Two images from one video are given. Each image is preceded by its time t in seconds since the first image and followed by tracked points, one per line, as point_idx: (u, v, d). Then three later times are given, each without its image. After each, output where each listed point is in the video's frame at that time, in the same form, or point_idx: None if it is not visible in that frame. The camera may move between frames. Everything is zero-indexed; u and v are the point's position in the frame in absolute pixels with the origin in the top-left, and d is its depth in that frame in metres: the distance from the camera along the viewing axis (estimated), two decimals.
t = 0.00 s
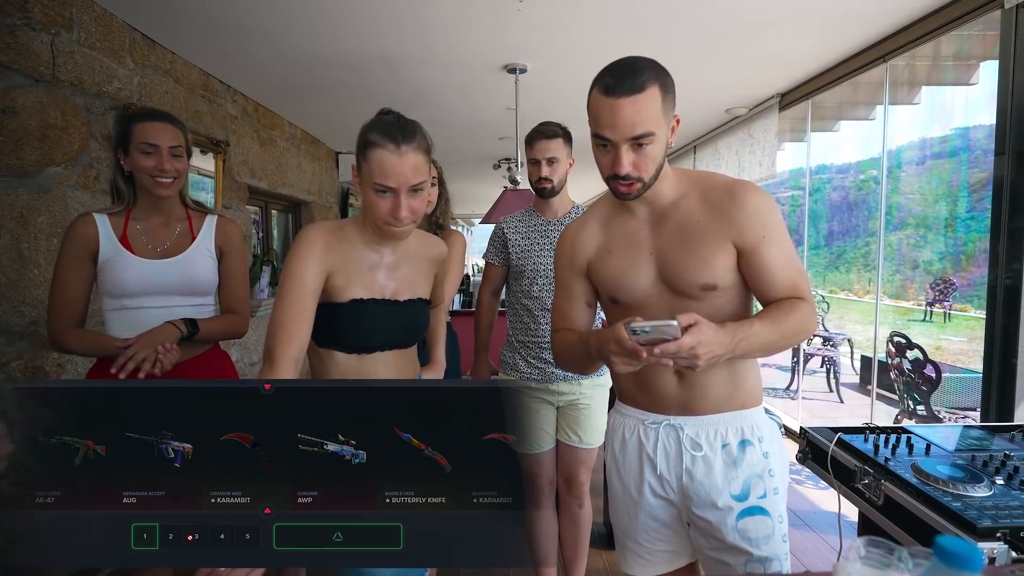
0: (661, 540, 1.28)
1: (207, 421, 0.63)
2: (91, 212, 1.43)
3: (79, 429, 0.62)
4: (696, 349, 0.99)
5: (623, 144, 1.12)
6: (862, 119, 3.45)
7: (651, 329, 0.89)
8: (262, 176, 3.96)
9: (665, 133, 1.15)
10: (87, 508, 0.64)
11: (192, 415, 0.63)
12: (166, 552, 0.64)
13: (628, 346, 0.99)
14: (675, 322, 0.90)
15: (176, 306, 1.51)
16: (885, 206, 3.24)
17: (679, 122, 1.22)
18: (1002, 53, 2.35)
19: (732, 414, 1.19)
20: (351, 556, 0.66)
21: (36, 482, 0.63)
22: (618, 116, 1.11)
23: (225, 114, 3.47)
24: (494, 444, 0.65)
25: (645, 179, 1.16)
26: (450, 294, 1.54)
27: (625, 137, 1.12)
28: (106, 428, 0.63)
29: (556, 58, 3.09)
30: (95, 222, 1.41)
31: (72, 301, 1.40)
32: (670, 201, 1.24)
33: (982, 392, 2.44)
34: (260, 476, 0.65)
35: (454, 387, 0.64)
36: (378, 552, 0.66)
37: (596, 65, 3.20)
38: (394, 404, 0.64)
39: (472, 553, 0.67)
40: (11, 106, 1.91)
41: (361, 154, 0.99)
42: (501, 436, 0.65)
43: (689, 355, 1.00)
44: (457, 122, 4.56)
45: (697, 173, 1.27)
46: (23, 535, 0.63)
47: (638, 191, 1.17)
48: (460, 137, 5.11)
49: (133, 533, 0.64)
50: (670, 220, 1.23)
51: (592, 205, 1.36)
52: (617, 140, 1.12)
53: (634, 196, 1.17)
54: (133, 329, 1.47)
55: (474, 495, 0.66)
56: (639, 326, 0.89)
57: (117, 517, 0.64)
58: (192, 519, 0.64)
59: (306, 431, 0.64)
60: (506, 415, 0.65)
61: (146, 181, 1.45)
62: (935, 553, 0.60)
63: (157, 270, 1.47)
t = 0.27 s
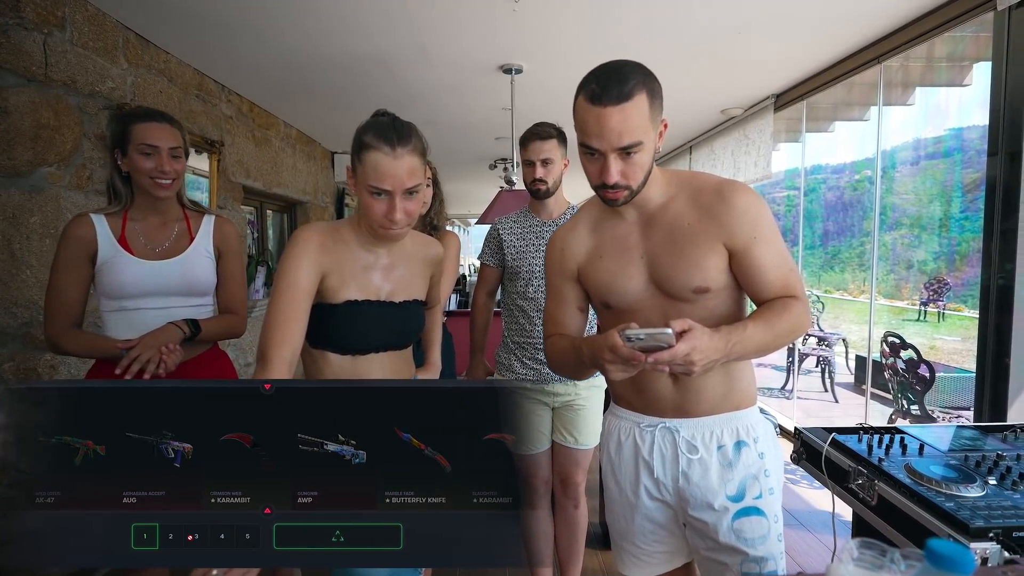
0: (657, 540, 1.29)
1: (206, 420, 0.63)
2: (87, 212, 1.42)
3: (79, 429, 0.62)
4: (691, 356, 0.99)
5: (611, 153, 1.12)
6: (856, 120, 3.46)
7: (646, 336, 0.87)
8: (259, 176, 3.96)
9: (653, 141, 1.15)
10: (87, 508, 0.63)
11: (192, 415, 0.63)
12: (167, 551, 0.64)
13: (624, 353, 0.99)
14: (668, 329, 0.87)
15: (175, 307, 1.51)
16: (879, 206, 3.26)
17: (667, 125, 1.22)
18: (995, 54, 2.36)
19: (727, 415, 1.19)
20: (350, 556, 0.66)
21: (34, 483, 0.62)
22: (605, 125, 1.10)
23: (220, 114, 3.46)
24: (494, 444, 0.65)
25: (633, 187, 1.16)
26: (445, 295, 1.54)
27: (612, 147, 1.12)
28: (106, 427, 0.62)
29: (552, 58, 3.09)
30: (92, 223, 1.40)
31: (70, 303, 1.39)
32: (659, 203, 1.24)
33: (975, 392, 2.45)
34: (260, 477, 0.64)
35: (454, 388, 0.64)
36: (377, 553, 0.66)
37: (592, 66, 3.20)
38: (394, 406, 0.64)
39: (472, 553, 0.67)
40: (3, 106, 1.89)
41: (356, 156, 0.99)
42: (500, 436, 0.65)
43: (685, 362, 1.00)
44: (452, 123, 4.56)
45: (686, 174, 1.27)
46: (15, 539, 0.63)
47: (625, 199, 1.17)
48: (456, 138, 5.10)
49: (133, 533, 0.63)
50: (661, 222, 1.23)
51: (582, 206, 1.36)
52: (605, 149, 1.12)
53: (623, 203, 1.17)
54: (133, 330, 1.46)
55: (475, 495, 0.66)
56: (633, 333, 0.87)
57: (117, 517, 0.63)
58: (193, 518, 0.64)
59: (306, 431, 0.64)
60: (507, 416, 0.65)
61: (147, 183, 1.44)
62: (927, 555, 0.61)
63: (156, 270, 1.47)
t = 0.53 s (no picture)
0: (650, 540, 1.29)
1: (206, 420, 0.64)
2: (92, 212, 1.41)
3: (81, 429, 0.62)
4: (683, 357, 0.99)
5: (607, 155, 1.12)
6: (852, 120, 3.47)
7: (639, 337, 0.89)
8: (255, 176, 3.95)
9: (648, 143, 1.15)
10: (86, 508, 0.64)
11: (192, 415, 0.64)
12: (165, 551, 0.65)
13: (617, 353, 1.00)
14: (661, 332, 0.88)
15: (180, 305, 1.50)
16: (875, 206, 3.27)
17: (663, 127, 1.22)
18: (989, 54, 2.37)
19: (719, 414, 1.19)
20: (347, 555, 0.66)
21: (35, 483, 0.63)
22: (601, 126, 1.10)
23: (216, 114, 3.45)
24: (492, 445, 0.66)
25: (629, 188, 1.16)
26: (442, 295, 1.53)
27: (608, 148, 1.12)
28: (107, 427, 0.63)
29: (549, 58, 3.09)
30: (97, 222, 1.39)
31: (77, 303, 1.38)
32: (653, 204, 1.25)
33: (971, 392, 2.46)
34: (260, 476, 0.65)
35: (453, 387, 0.65)
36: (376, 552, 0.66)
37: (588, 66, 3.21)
38: (394, 404, 0.64)
39: (471, 554, 0.66)
40: None
41: (353, 157, 0.99)
42: (498, 436, 0.65)
43: (677, 363, 1.01)
44: (449, 123, 4.55)
45: (681, 175, 1.27)
46: (11, 540, 0.63)
47: (620, 200, 1.17)
48: (453, 137, 5.10)
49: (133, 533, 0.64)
50: (655, 222, 1.23)
51: (577, 206, 1.36)
52: (601, 150, 1.12)
53: (617, 204, 1.17)
54: (140, 327, 1.45)
55: (474, 495, 0.66)
56: (626, 334, 0.89)
57: (117, 517, 0.64)
58: (193, 517, 0.64)
59: (306, 431, 0.64)
60: (505, 417, 0.65)
61: (156, 184, 1.43)
62: (920, 553, 0.61)
63: (162, 268, 1.46)
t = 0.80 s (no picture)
0: (645, 539, 1.29)
1: (211, 421, 0.64)
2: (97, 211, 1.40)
3: (80, 429, 0.62)
4: (677, 356, 0.99)
5: (604, 155, 1.13)
6: (849, 120, 3.47)
7: (632, 336, 0.89)
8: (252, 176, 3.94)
9: (644, 144, 1.16)
10: (86, 508, 0.64)
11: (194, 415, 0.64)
12: (165, 549, 0.65)
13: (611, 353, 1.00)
14: (655, 330, 0.88)
15: (183, 303, 1.50)
16: (872, 206, 3.28)
17: (660, 128, 1.22)
18: (986, 54, 2.38)
19: (712, 413, 1.20)
20: (344, 554, 0.66)
21: (36, 482, 0.63)
22: (599, 127, 1.10)
23: (213, 113, 3.45)
24: (492, 444, 0.65)
25: (625, 188, 1.16)
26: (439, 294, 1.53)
27: (605, 149, 1.12)
28: (106, 427, 0.63)
29: (546, 58, 3.09)
30: (101, 221, 1.39)
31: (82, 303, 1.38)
32: (649, 203, 1.25)
33: (968, 391, 2.47)
34: (262, 475, 0.66)
35: (453, 388, 0.64)
36: (373, 552, 0.66)
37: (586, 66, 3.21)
38: (395, 404, 0.65)
39: (471, 554, 0.67)
40: None
41: (350, 156, 0.98)
42: (498, 436, 0.65)
43: (671, 362, 1.00)
44: (447, 123, 4.55)
45: (678, 175, 1.27)
46: (9, 540, 0.63)
47: (617, 200, 1.18)
48: (451, 138, 5.10)
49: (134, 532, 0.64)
50: (650, 222, 1.23)
51: (572, 206, 1.36)
52: (598, 151, 1.12)
53: (614, 204, 1.18)
54: (144, 325, 1.45)
55: (474, 496, 0.66)
56: (620, 333, 0.89)
57: (117, 516, 0.64)
58: (193, 516, 0.65)
59: (305, 431, 0.65)
60: (504, 417, 0.65)
61: (161, 185, 1.43)
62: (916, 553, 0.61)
63: (165, 267, 1.45)
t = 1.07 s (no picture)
0: (644, 539, 1.29)
1: (211, 422, 0.64)
2: (95, 212, 1.41)
3: (80, 429, 0.62)
4: (675, 354, 0.99)
5: (600, 156, 1.12)
6: (846, 120, 3.48)
7: (631, 333, 0.89)
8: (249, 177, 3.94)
9: (641, 145, 1.16)
10: (86, 507, 0.64)
11: (194, 415, 0.64)
12: (164, 547, 0.65)
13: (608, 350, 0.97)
14: (654, 328, 0.89)
15: (181, 303, 1.49)
16: (869, 205, 3.29)
17: (656, 131, 1.22)
18: (981, 54, 2.39)
19: (710, 411, 1.20)
20: (344, 554, 0.66)
21: (35, 483, 0.63)
22: (596, 128, 1.10)
23: (210, 114, 3.45)
24: (491, 444, 0.65)
25: (621, 189, 1.16)
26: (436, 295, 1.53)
27: (603, 149, 1.12)
28: (106, 427, 0.62)
29: (543, 58, 3.09)
30: (99, 221, 1.39)
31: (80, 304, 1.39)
32: (644, 202, 1.25)
33: (964, 390, 2.47)
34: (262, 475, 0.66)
35: (452, 388, 0.64)
36: (372, 552, 0.66)
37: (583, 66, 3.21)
38: (394, 405, 0.64)
39: (471, 553, 0.67)
40: None
41: (347, 156, 0.98)
42: (497, 436, 0.65)
43: (669, 360, 1.00)
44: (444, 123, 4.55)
45: (673, 174, 1.27)
46: (7, 541, 0.63)
47: (613, 201, 1.17)
48: (448, 138, 5.10)
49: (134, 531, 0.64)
50: (645, 221, 1.24)
51: (567, 207, 1.36)
52: (595, 152, 1.12)
53: (610, 206, 1.17)
54: (141, 325, 1.45)
55: (474, 495, 0.66)
56: (619, 330, 0.88)
57: (117, 516, 0.64)
58: (193, 516, 0.65)
59: (306, 432, 0.65)
60: (502, 417, 0.64)
61: (160, 185, 1.43)
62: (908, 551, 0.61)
63: (161, 267, 1.45)
